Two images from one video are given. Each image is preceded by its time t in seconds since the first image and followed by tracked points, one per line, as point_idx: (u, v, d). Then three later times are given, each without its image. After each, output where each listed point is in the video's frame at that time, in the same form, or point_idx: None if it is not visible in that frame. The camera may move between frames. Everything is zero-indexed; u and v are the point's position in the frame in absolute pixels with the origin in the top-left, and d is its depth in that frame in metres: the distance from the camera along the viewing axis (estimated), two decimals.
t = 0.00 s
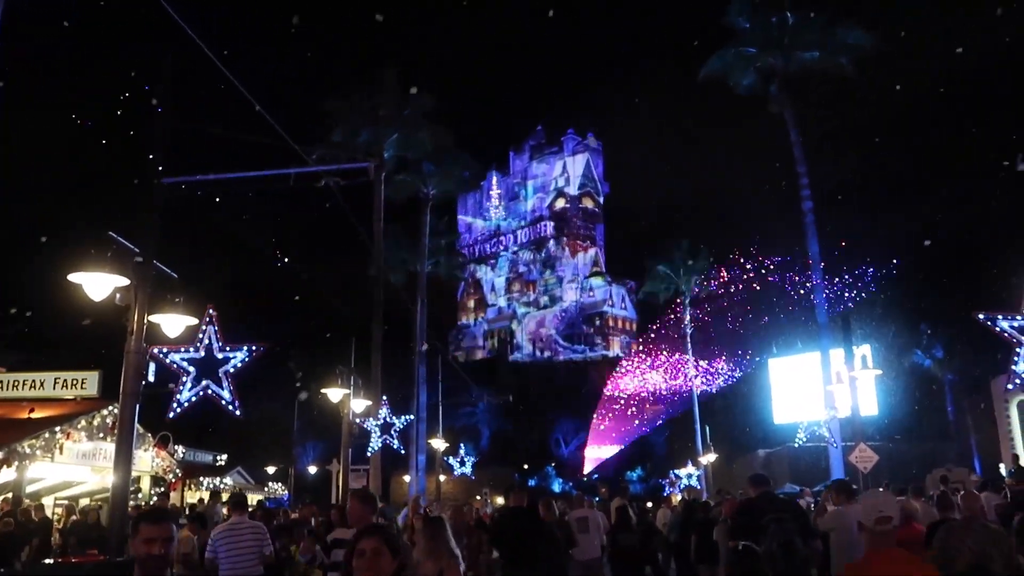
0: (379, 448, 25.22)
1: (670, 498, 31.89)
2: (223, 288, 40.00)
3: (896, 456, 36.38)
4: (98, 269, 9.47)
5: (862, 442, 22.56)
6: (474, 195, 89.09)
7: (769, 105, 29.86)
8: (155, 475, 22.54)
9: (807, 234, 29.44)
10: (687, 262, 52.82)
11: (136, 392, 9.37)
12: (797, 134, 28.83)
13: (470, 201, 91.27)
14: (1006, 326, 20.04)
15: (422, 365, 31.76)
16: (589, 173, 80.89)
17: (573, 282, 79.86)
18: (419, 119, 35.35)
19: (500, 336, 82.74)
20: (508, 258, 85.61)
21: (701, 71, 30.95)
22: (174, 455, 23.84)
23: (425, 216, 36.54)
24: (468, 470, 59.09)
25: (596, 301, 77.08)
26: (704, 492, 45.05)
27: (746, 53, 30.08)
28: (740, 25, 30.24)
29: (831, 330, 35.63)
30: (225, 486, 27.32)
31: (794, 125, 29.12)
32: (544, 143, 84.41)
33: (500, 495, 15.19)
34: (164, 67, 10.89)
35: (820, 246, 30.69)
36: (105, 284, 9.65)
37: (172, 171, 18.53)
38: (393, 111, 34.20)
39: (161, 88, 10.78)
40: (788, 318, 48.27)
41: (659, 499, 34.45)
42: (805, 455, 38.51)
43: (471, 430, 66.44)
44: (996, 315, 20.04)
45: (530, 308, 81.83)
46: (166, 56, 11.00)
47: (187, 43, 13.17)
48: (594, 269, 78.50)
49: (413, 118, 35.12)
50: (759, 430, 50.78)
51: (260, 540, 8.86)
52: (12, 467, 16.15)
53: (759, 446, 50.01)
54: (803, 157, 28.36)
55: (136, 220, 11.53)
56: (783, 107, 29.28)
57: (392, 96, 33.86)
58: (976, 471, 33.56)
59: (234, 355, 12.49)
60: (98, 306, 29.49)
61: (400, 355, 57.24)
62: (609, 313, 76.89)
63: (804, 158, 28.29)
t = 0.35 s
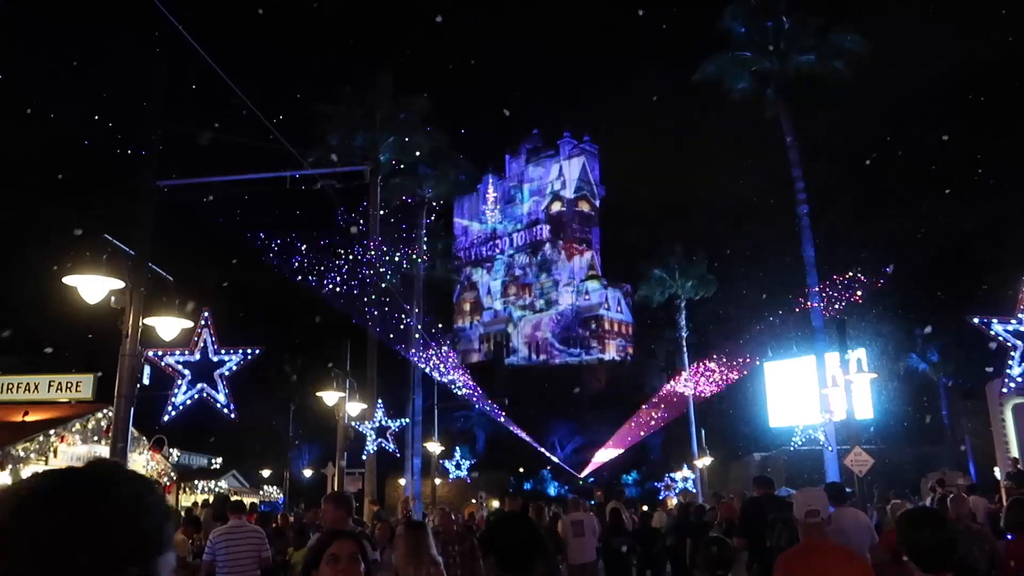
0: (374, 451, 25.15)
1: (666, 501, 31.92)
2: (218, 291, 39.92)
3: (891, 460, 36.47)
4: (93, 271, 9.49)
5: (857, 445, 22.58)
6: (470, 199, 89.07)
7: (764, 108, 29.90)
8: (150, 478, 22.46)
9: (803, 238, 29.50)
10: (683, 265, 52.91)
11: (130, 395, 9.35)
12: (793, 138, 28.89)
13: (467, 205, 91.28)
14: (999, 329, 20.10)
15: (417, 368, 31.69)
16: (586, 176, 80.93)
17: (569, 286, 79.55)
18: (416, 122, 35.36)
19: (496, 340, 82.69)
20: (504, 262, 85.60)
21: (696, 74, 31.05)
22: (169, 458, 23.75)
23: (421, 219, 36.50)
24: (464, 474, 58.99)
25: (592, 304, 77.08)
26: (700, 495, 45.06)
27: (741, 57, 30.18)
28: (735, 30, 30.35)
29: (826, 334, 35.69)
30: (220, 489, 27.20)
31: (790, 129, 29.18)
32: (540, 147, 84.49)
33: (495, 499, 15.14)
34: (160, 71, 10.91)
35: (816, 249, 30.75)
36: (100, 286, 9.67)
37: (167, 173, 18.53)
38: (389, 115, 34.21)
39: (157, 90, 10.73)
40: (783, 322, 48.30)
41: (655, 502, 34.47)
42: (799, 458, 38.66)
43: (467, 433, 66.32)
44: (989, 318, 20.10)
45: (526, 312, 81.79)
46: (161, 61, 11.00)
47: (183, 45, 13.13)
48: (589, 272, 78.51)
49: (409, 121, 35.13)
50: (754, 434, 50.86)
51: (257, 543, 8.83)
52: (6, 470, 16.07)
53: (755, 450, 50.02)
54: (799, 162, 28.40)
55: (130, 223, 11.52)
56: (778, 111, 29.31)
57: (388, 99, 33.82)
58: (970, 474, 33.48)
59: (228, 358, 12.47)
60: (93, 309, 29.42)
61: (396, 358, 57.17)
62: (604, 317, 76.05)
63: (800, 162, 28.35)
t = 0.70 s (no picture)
0: (372, 453, 25.13)
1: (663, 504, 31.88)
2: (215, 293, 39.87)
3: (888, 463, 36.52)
4: (89, 272, 9.51)
5: (853, 448, 22.57)
6: (467, 201, 89.22)
7: (762, 111, 29.94)
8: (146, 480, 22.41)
9: (799, 241, 29.53)
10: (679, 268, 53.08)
11: (125, 397, 9.27)
12: (789, 140, 28.95)
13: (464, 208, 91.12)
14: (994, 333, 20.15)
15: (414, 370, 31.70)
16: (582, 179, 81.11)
17: (566, 289, 79.81)
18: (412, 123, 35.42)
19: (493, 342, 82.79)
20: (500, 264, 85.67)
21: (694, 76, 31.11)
22: (164, 460, 23.67)
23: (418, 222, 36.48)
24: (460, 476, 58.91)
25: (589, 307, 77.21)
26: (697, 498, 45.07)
27: (739, 60, 30.25)
28: (734, 33, 30.34)
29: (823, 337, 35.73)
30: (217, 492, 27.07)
31: (786, 132, 29.22)
32: (537, 149, 84.55)
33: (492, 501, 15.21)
34: (153, 71, 10.90)
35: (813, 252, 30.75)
36: (97, 288, 9.66)
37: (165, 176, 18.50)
38: (386, 116, 34.21)
39: (154, 92, 10.73)
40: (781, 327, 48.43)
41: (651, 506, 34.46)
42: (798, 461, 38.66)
43: (463, 436, 66.19)
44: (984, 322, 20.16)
45: (523, 314, 81.83)
46: (154, 61, 11.00)
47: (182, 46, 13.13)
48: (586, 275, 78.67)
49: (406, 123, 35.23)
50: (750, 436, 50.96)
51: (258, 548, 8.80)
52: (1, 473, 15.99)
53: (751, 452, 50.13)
54: (795, 165, 28.47)
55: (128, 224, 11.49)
56: (775, 114, 29.33)
57: (386, 102, 33.85)
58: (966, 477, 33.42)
59: (224, 359, 12.43)
60: (89, 311, 29.35)
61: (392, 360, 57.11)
62: (601, 319, 76.39)
63: (797, 165, 28.40)
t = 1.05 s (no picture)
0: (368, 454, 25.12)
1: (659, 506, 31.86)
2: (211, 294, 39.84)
3: (885, 465, 36.62)
4: (85, 273, 9.49)
5: (850, 450, 22.57)
6: (464, 202, 89.23)
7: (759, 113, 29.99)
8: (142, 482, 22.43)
9: (797, 243, 29.51)
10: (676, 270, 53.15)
11: (122, 398, 9.29)
12: (786, 142, 28.98)
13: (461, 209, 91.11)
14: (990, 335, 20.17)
15: (411, 372, 31.64)
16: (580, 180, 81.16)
17: (564, 290, 76.84)
18: (409, 124, 35.39)
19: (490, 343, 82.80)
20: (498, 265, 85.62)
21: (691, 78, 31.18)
22: (160, 461, 23.66)
23: (415, 223, 36.43)
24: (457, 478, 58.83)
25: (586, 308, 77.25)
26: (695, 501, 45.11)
27: (736, 62, 30.31)
28: (732, 35, 30.40)
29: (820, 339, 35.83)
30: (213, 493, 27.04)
31: (783, 134, 29.25)
32: (535, 151, 84.56)
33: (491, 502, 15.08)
34: (150, 72, 10.89)
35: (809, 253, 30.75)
36: (93, 289, 9.63)
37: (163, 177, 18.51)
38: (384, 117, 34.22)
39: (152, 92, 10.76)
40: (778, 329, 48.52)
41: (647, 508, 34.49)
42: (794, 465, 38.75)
43: (460, 437, 66.10)
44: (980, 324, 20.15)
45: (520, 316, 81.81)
46: (150, 61, 10.97)
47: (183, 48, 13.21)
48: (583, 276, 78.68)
49: (403, 123, 35.23)
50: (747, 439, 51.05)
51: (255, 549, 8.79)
52: None
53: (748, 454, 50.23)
54: (792, 166, 28.48)
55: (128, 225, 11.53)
56: (773, 116, 29.38)
57: (383, 102, 33.82)
58: (960, 480, 33.50)
59: (220, 359, 12.40)
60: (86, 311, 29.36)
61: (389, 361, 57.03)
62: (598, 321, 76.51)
63: (795, 167, 28.42)
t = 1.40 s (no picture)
0: (366, 459, 25.07)
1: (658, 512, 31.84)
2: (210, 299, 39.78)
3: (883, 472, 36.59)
4: (84, 277, 9.46)
5: (849, 456, 22.54)
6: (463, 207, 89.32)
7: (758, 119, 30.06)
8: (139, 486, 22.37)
9: (795, 247, 29.49)
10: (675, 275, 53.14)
11: (120, 402, 9.30)
12: (786, 147, 29.02)
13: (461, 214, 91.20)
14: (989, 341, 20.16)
15: (409, 377, 31.54)
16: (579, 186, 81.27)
17: (562, 295, 79.73)
18: (408, 129, 35.43)
19: (488, 348, 82.78)
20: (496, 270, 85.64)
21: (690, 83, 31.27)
22: (158, 465, 23.59)
23: (414, 227, 36.42)
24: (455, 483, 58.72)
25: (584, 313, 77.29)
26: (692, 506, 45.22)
27: (735, 68, 30.37)
28: (731, 42, 30.49)
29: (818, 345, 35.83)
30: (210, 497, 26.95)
31: (783, 139, 29.30)
32: (534, 156, 84.62)
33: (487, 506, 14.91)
34: (149, 76, 10.91)
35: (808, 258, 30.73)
36: (91, 293, 9.58)
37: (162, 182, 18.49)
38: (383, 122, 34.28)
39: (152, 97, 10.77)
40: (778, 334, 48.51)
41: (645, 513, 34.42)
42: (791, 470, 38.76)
43: (459, 442, 65.98)
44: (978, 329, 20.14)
45: (519, 321, 81.77)
46: (152, 67, 11.00)
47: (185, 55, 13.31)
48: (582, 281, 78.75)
49: (401, 128, 35.31)
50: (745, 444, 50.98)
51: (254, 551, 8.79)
52: None
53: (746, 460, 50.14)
54: (791, 171, 28.52)
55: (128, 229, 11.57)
56: (771, 121, 29.44)
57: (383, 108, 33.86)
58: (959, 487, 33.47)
59: (219, 363, 12.38)
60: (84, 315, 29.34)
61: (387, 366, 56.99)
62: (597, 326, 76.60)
63: (794, 172, 28.46)
